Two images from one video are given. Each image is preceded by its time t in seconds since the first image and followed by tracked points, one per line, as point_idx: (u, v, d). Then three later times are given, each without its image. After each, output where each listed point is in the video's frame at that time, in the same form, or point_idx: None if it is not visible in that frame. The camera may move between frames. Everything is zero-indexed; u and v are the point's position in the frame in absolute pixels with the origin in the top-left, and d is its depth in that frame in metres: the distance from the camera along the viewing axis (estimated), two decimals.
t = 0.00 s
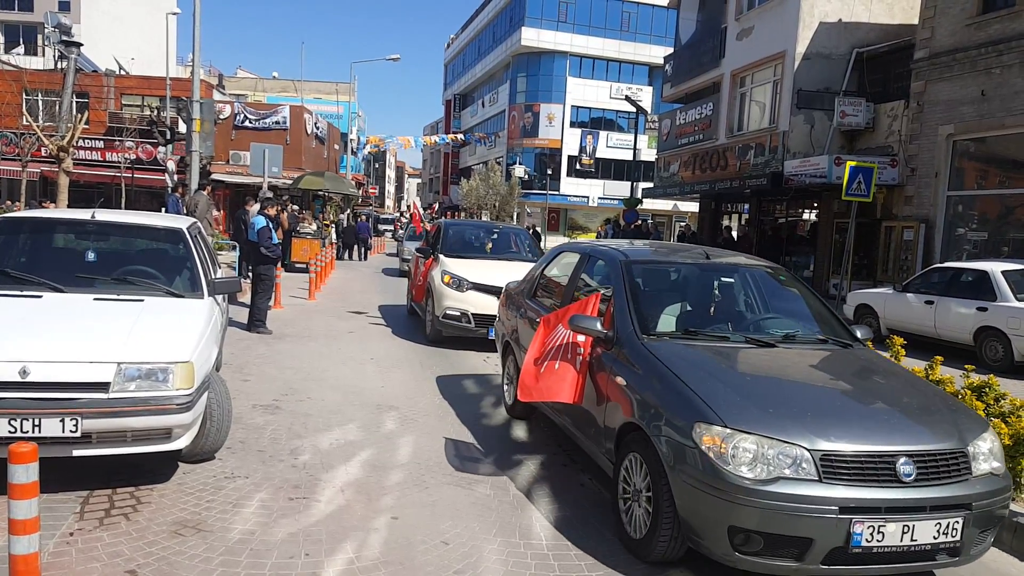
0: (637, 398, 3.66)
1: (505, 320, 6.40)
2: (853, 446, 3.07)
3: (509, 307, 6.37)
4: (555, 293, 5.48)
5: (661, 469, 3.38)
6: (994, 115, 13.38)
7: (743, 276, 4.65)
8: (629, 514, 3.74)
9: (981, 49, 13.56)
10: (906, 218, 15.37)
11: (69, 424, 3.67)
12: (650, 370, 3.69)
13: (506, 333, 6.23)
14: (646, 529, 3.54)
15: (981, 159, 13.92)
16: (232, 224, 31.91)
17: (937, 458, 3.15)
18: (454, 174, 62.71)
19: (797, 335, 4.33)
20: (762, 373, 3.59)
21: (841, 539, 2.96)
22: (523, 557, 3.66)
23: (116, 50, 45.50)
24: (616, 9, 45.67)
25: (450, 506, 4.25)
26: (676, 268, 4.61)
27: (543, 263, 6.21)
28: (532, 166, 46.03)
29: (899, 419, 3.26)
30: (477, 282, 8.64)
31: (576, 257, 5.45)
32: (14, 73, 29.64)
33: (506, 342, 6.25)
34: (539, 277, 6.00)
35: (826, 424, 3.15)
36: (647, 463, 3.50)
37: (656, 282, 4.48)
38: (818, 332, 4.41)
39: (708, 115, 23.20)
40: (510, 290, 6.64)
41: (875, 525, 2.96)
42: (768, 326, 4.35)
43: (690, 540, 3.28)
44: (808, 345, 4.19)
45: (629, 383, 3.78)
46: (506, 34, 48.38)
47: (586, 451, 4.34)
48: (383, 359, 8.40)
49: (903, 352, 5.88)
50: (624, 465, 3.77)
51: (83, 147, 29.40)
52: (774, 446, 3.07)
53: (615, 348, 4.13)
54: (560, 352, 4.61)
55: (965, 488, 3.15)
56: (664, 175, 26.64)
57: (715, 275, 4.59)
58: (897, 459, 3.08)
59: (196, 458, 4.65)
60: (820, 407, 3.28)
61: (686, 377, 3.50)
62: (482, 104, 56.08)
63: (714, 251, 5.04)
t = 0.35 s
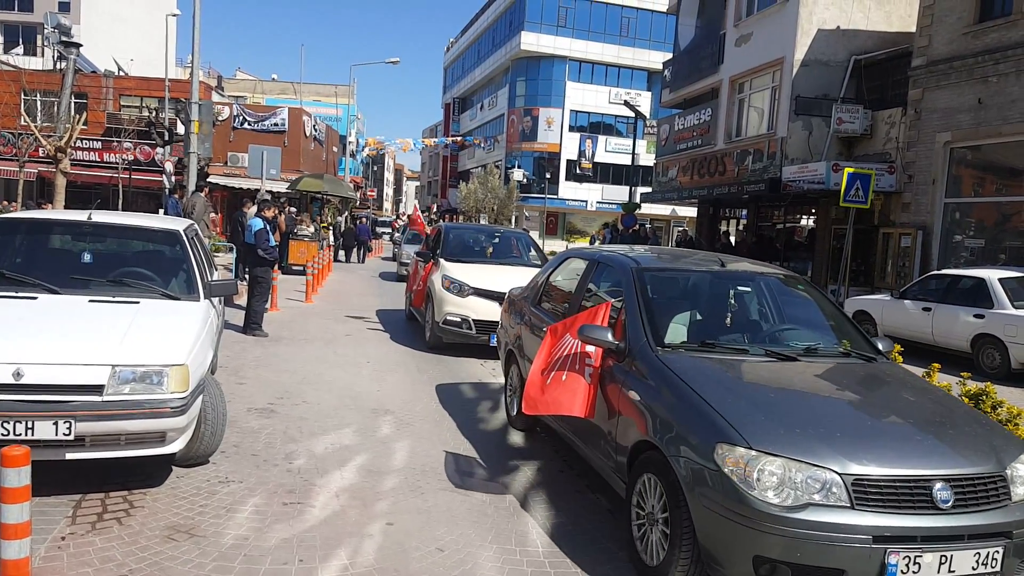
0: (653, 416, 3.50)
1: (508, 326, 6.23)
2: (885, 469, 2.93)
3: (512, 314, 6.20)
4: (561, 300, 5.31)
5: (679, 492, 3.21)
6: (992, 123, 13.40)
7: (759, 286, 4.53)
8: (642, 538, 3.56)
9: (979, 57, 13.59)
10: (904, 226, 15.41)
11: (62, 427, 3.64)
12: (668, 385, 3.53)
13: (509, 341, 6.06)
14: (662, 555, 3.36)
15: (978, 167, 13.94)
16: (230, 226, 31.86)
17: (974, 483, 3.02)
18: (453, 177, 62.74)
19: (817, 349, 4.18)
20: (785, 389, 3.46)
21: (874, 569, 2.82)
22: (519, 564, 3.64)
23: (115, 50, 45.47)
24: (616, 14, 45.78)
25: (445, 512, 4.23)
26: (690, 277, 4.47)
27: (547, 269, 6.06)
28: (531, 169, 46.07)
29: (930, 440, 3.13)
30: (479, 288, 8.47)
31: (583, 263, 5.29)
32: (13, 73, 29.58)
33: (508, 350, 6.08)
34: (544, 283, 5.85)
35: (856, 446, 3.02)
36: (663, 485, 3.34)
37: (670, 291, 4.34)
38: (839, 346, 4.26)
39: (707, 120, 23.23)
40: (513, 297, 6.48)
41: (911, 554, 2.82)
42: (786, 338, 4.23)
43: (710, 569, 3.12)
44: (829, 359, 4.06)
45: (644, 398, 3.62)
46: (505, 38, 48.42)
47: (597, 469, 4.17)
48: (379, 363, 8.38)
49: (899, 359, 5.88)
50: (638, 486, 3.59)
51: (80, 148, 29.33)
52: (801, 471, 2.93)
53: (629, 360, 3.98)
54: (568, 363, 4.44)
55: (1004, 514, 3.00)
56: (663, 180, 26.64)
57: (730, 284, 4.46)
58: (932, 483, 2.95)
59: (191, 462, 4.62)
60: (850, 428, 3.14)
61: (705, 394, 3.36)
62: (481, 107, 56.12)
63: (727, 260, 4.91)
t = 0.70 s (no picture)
0: (670, 433, 3.31)
1: (513, 336, 6.07)
2: (919, 492, 2.76)
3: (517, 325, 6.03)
4: (568, 311, 5.13)
5: (698, 515, 3.03)
6: (986, 130, 13.47)
7: (774, 295, 4.36)
8: (657, 563, 3.36)
9: (973, 64, 13.67)
10: (900, 232, 15.47)
11: (58, 435, 3.62)
12: (684, 401, 3.36)
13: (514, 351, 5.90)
14: None
15: (974, 173, 13.99)
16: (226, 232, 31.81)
17: (1012, 507, 2.84)
18: (449, 184, 62.80)
19: (838, 362, 4.01)
20: (808, 404, 3.29)
21: None
22: (516, 570, 3.63)
23: (111, 57, 45.43)
24: (611, 21, 45.99)
25: (443, 519, 4.22)
26: (703, 286, 4.30)
27: (552, 278, 5.90)
28: (527, 176, 46.13)
29: (963, 460, 2.96)
30: (479, 296, 8.31)
31: (590, 273, 5.13)
32: (8, 79, 29.54)
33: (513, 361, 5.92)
34: (549, 293, 5.68)
35: (888, 467, 2.84)
36: (680, 506, 3.16)
37: (682, 301, 4.16)
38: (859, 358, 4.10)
39: (702, 127, 23.30)
40: (517, 306, 6.32)
41: None
42: (804, 350, 4.06)
43: None
44: (852, 372, 3.88)
45: (660, 414, 3.44)
46: (501, 45, 48.56)
47: (608, 488, 3.97)
48: (376, 370, 8.35)
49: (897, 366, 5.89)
50: (652, 508, 3.40)
51: (76, 155, 29.27)
52: (830, 493, 2.76)
53: (641, 374, 3.80)
54: (576, 377, 4.25)
55: None
56: (659, 187, 26.68)
57: (745, 293, 4.29)
58: (968, 505, 2.77)
59: (187, 469, 4.60)
60: (878, 447, 2.97)
61: (724, 410, 3.18)
62: (477, 114, 56.23)
63: (741, 269, 4.74)
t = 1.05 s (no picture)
0: (694, 445, 3.09)
1: (518, 340, 5.86)
2: (967, 509, 2.55)
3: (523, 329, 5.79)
4: (578, 315, 4.90)
5: (726, 533, 2.82)
6: (989, 125, 13.46)
7: (798, 296, 4.14)
8: None
9: (976, 59, 13.68)
10: (902, 229, 15.51)
11: (63, 436, 3.66)
12: (709, 411, 3.14)
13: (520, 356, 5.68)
14: None
15: (976, 169, 14.00)
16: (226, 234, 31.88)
17: None
18: (448, 184, 62.86)
19: (867, 366, 3.79)
20: (840, 413, 3.08)
21: None
22: (517, 569, 3.66)
23: (112, 60, 45.49)
24: (610, 20, 46.02)
25: (445, 518, 4.25)
26: (722, 286, 4.08)
27: (558, 279, 5.68)
28: (527, 176, 46.17)
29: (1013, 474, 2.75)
30: (481, 297, 8.25)
31: (600, 274, 4.90)
32: (9, 83, 29.62)
33: (519, 365, 5.71)
34: (557, 295, 5.46)
35: (931, 482, 2.64)
36: (704, 524, 2.94)
37: (702, 303, 3.94)
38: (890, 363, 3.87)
39: (702, 125, 23.33)
40: (523, 309, 6.10)
41: None
42: (830, 354, 3.84)
43: None
44: (884, 377, 3.66)
45: (683, 425, 3.21)
46: (500, 44, 48.58)
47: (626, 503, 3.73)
48: (377, 371, 8.38)
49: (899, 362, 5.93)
50: (674, 525, 3.17)
51: (77, 158, 29.34)
52: (872, 512, 2.55)
53: (659, 381, 3.57)
54: (589, 385, 4.02)
55: None
56: (659, 185, 26.70)
57: (767, 294, 4.07)
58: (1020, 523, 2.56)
59: (190, 469, 4.63)
60: (920, 459, 2.76)
61: (752, 421, 2.98)
62: (476, 114, 56.27)
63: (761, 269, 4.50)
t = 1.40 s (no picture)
0: (730, 461, 2.88)
1: (534, 343, 5.66)
2: None
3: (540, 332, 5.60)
4: (598, 317, 4.69)
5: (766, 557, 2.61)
6: (1004, 124, 13.31)
7: (833, 299, 3.93)
8: None
9: (990, 57, 13.53)
10: (914, 228, 15.40)
11: (74, 431, 3.67)
12: (745, 424, 2.93)
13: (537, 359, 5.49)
14: None
15: (989, 168, 13.88)
16: (237, 231, 32.04)
17: None
18: (458, 182, 62.94)
19: (911, 375, 3.56)
20: (884, 425, 2.88)
21: None
22: (525, 566, 3.66)
23: (124, 58, 45.76)
24: (620, 17, 45.88)
25: (453, 515, 4.25)
26: (753, 288, 3.87)
27: (576, 280, 5.49)
28: (536, 173, 46.14)
29: None
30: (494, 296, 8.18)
31: (621, 274, 4.70)
32: (23, 80, 29.87)
33: (536, 369, 5.52)
34: (575, 296, 5.26)
35: (991, 504, 2.43)
36: (739, 544, 2.74)
37: (732, 306, 3.73)
38: (933, 371, 3.65)
39: (713, 123, 23.24)
40: (539, 311, 5.90)
41: None
42: (869, 361, 3.63)
43: None
44: (929, 386, 3.44)
45: (717, 437, 3.00)
46: (510, 42, 48.53)
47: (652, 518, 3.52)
48: (386, 367, 8.40)
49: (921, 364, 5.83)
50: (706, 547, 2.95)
51: (90, 154, 29.55)
52: (928, 537, 2.34)
53: (688, 390, 3.36)
54: (611, 392, 3.81)
55: None
56: (669, 184, 26.60)
57: (800, 297, 3.86)
58: None
59: (200, 464, 4.65)
60: (976, 479, 2.55)
61: (794, 436, 2.77)
62: (486, 112, 56.26)
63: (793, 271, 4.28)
